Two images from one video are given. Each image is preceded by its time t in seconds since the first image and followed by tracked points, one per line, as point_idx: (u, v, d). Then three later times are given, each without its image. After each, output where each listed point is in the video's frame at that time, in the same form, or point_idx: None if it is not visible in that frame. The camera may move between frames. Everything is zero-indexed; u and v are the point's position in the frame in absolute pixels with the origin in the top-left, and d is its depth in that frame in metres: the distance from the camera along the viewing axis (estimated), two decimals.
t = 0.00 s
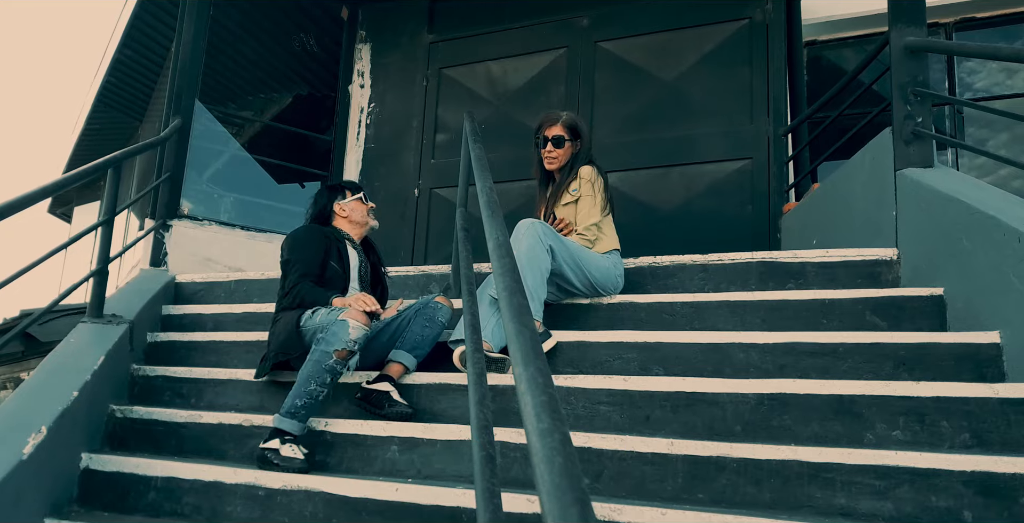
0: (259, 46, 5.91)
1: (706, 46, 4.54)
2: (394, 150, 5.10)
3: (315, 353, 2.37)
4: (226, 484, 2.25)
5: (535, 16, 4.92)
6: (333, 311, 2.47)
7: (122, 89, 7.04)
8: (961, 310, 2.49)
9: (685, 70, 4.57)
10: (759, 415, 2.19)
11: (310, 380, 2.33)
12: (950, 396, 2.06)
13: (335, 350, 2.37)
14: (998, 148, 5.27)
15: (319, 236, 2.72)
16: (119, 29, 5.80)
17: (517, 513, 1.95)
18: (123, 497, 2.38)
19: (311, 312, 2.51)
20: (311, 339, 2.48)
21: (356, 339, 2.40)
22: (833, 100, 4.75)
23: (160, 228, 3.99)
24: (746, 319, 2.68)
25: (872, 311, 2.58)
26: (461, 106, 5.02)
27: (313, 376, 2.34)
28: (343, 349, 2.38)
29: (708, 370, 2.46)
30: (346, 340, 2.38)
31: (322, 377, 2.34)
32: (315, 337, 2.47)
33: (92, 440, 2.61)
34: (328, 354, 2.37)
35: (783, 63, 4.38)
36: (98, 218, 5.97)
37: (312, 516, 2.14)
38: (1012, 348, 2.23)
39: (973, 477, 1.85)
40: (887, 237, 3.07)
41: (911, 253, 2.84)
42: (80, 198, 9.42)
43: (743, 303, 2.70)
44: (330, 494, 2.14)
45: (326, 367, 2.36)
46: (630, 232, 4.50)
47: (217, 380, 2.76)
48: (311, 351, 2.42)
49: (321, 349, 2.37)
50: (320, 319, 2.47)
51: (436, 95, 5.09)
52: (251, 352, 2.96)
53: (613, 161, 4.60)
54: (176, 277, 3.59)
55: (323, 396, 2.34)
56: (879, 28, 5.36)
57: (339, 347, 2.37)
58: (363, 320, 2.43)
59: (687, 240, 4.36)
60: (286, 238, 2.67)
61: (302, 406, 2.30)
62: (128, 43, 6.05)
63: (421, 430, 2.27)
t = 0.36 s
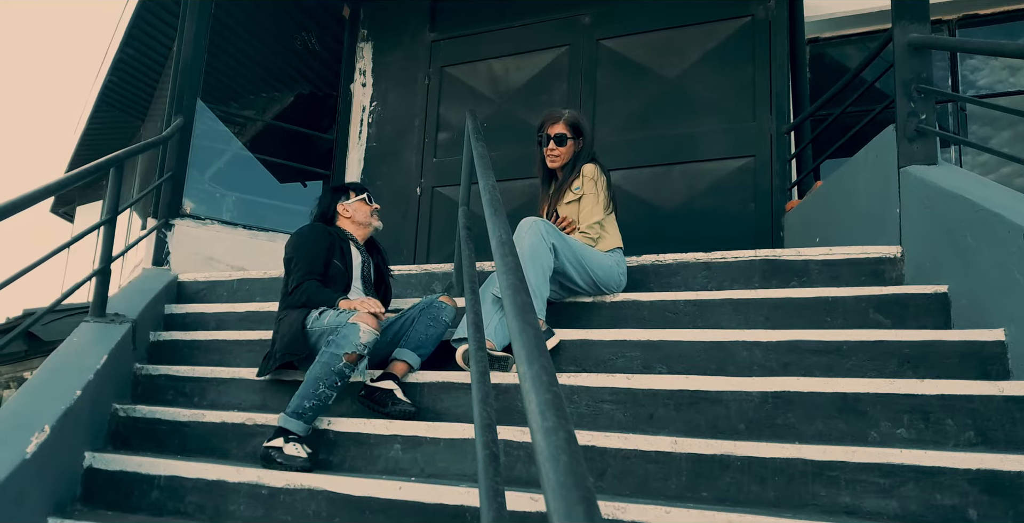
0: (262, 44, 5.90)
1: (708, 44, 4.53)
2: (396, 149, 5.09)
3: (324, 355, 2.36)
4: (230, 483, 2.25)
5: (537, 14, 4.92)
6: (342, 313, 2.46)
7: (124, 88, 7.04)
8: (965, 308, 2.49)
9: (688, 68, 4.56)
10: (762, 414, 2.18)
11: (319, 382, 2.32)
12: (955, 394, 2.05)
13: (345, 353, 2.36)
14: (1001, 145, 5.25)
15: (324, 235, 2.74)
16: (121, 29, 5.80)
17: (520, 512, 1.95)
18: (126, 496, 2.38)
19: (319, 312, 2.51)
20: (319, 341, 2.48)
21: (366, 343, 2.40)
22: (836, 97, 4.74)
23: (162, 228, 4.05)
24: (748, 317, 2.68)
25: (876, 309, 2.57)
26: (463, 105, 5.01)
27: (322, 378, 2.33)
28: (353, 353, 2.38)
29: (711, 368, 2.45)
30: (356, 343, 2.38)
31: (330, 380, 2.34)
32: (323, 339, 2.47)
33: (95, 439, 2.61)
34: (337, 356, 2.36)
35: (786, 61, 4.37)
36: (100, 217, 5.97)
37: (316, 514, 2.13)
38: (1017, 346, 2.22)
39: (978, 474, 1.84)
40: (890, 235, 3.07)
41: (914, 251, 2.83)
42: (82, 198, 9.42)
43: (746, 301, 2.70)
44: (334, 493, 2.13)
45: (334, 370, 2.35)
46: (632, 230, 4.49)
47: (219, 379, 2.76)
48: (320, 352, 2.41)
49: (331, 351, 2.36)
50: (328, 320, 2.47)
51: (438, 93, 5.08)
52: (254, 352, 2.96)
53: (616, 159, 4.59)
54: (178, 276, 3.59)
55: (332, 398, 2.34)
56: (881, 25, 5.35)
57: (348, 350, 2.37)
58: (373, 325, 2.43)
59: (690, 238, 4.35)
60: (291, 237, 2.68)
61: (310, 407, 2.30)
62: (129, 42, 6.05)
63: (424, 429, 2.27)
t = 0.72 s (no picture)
0: (259, 48, 5.89)
1: (706, 49, 4.55)
2: (394, 153, 5.10)
3: (322, 358, 2.37)
4: (226, 487, 2.25)
5: (535, 19, 4.93)
6: (340, 316, 2.47)
7: (121, 92, 7.03)
8: (961, 314, 2.49)
9: (685, 73, 4.57)
10: (759, 419, 2.18)
11: (317, 385, 2.33)
12: (951, 400, 2.06)
13: (343, 357, 2.37)
14: (998, 151, 5.27)
15: (321, 237, 2.75)
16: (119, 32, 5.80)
17: (517, 517, 1.95)
18: (122, 501, 2.37)
19: (316, 316, 2.52)
20: (316, 345, 2.48)
21: (364, 346, 2.39)
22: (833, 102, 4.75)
23: (159, 232, 4.01)
24: (745, 322, 2.68)
25: (872, 314, 2.58)
26: (461, 109, 5.02)
27: (320, 381, 2.33)
28: (351, 356, 2.38)
29: (708, 373, 2.45)
30: (354, 347, 2.38)
31: (328, 382, 2.34)
32: (321, 343, 2.47)
33: (92, 443, 2.61)
34: (335, 360, 2.36)
35: (783, 66, 4.38)
36: (97, 221, 5.96)
37: (312, 519, 2.13)
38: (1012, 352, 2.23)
39: (974, 480, 1.84)
40: (887, 240, 3.07)
41: (911, 257, 2.84)
42: (79, 201, 9.42)
43: (743, 306, 2.70)
44: (330, 498, 2.13)
45: (332, 373, 2.35)
46: (629, 235, 4.49)
47: (216, 383, 2.76)
48: (318, 357, 2.42)
49: (329, 354, 2.37)
50: (327, 322, 2.48)
51: (436, 98, 5.09)
52: (251, 356, 2.96)
53: (613, 164, 4.60)
54: (175, 280, 3.59)
55: (330, 402, 2.34)
56: (878, 31, 5.37)
57: (346, 353, 2.37)
58: (372, 328, 2.42)
59: (687, 243, 4.36)
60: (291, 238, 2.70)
61: (307, 411, 2.30)
62: (127, 45, 6.04)
63: (421, 434, 2.27)
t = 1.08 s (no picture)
0: (257, 51, 5.88)
1: (702, 52, 4.56)
2: (391, 155, 5.10)
3: (319, 360, 2.37)
4: (223, 490, 2.25)
5: (533, 22, 4.94)
6: (336, 319, 2.46)
7: (119, 94, 7.03)
8: (957, 316, 2.50)
9: (682, 76, 4.58)
10: (755, 421, 2.19)
11: (314, 386, 2.32)
12: (946, 402, 2.06)
13: (339, 358, 2.37)
14: (994, 154, 5.29)
15: (316, 239, 2.76)
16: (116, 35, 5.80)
17: (514, 519, 1.95)
18: (119, 503, 2.37)
19: (313, 318, 2.50)
20: (311, 347, 2.47)
21: (361, 348, 2.40)
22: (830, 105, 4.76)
23: (156, 234, 3.97)
24: (742, 324, 2.69)
25: (868, 316, 2.58)
26: (459, 112, 5.02)
27: (317, 383, 2.33)
28: (348, 358, 2.38)
29: (705, 375, 2.46)
30: (351, 348, 2.38)
31: (325, 384, 2.34)
32: (317, 345, 2.46)
33: (88, 446, 2.60)
34: (332, 361, 2.36)
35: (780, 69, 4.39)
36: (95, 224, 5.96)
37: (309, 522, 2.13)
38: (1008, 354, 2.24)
39: (970, 482, 1.85)
40: (883, 243, 3.08)
41: (907, 259, 2.85)
42: (76, 203, 9.41)
43: (740, 308, 2.71)
44: (327, 501, 2.14)
45: (330, 375, 2.35)
46: (626, 237, 4.50)
47: (213, 386, 2.76)
48: (315, 359, 2.41)
49: (326, 356, 2.37)
50: (322, 325, 2.47)
51: (433, 100, 5.09)
52: (248, 358, 2.96)
53: (611, 166, 4.60)
54: (172, 283, 3.59)
55: (326, 403, 2.34)
56: (875, 34, 5.39)
57: (343, 355, 2.37)
58: (367, 330, 2.44)
59: (684, 245, 4.36)
60: (288, 240, 2.71)
61: (304, 412, 2.30)
62: (125, 48, 6.04)
63: (418, 437, 2.27)
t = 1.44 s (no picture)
0: (255, 49, 5.89)
1: (700, 51, 4.56)
2: (390, 154, 5.10)
3: (318, 354, 2.37)
4: (221, 488, 2.25)
5: (531, 20, 4.94)
6: (334, 314, 2.47)
7: (117, 93, 7.03)
8: (953, 314, 2.51)
9: (680, 75, 4.58)
10: (753, 419, 2.19)
11: (314, 381, 2.33)
12: (943, 400, 2.07)
13: (338, 353, 2.37)
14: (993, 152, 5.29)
15: (315, 238, 2.76)
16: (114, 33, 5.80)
17: (512, 517, 1.95)
18: (117, 502, 2.37)
19: (309, 316, 2.52)
20: (309, 344, 2.49)
21: (359, 342, 2.40)
22: (828, 104, 4.77)
23: (155, 232, 3.96)
24: (740, 323, 2.69)
25: (865, 315, 2.59)
26: (457, 110, 5.02)
27: (316, 377, 2.34)
28: (346, 352, 2.38)
29: (702, 373, 2.46)
30: (349, 342, 2.38)
31: (325, 378, 2.34)
32: (315, 342, 2.47)
33: (86, 444, 2.60)
34: (331, 355, 2.36)
35: (778, 68, 4.40)
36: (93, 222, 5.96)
37: (307, 520, 2.13)
38: (1005, 353, 2.25)
39: (966, 480, 1.85)
40: (880, 241, 3.09)
41: (904, 258, 2.85)
42: (75, 202, 9.41)
43: (738, 306, 2.71)
44: (325, 499, 2.14)
45: (329, 369, 2.35)
46: (624, 235, 4.50)
47: (211, 385, 2.76)
48: (314, 354, 2.42)
49: (324, 351, 2.37)
50: (320, 322, 2.47)
51: (432, 99, 5.09)
52: (246, 357, 2.96)
53: (609, 165, 4.60)
54: (170, 281, 3.59)
55: (326, 398, 2.34)
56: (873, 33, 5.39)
57: (342, 349, 2.37)
58: (365, 324, 2.45)
59: (682, 243, 4.37)
60: (286, 238, 2.71)
61: (305, 407, 2.30)
62: (123, 46, 6.04)
63: (416, 435, 2.27)
